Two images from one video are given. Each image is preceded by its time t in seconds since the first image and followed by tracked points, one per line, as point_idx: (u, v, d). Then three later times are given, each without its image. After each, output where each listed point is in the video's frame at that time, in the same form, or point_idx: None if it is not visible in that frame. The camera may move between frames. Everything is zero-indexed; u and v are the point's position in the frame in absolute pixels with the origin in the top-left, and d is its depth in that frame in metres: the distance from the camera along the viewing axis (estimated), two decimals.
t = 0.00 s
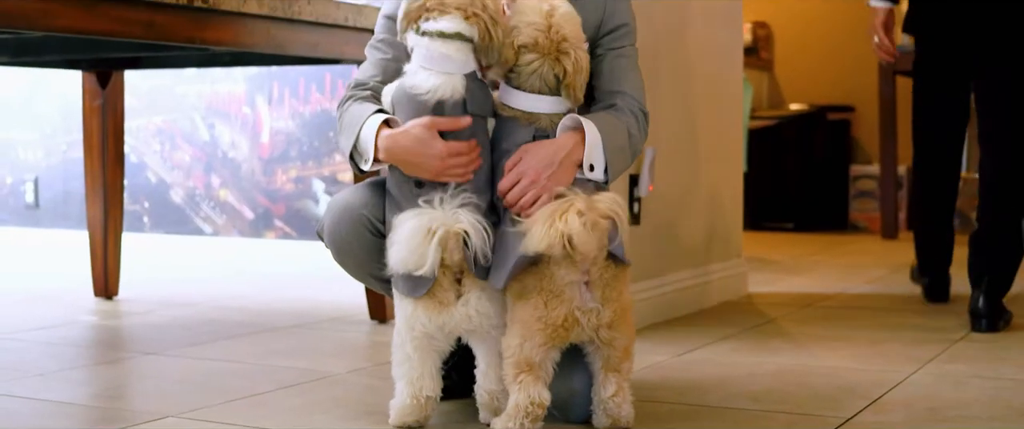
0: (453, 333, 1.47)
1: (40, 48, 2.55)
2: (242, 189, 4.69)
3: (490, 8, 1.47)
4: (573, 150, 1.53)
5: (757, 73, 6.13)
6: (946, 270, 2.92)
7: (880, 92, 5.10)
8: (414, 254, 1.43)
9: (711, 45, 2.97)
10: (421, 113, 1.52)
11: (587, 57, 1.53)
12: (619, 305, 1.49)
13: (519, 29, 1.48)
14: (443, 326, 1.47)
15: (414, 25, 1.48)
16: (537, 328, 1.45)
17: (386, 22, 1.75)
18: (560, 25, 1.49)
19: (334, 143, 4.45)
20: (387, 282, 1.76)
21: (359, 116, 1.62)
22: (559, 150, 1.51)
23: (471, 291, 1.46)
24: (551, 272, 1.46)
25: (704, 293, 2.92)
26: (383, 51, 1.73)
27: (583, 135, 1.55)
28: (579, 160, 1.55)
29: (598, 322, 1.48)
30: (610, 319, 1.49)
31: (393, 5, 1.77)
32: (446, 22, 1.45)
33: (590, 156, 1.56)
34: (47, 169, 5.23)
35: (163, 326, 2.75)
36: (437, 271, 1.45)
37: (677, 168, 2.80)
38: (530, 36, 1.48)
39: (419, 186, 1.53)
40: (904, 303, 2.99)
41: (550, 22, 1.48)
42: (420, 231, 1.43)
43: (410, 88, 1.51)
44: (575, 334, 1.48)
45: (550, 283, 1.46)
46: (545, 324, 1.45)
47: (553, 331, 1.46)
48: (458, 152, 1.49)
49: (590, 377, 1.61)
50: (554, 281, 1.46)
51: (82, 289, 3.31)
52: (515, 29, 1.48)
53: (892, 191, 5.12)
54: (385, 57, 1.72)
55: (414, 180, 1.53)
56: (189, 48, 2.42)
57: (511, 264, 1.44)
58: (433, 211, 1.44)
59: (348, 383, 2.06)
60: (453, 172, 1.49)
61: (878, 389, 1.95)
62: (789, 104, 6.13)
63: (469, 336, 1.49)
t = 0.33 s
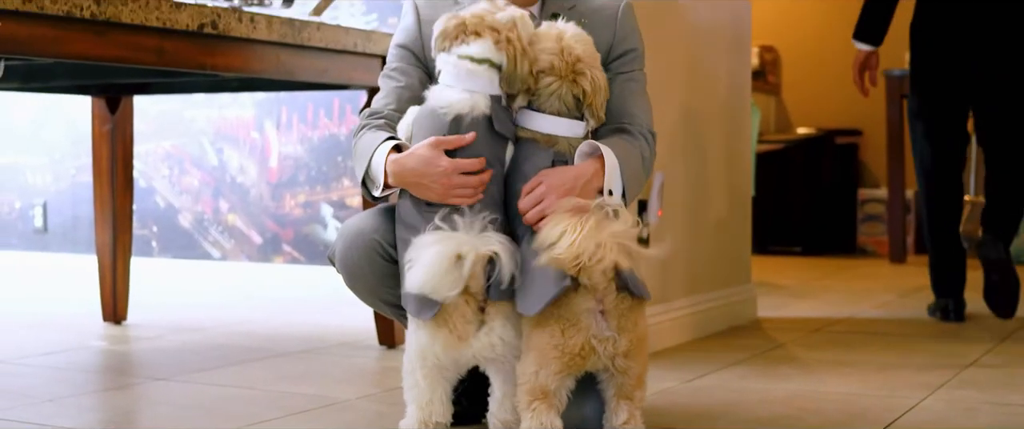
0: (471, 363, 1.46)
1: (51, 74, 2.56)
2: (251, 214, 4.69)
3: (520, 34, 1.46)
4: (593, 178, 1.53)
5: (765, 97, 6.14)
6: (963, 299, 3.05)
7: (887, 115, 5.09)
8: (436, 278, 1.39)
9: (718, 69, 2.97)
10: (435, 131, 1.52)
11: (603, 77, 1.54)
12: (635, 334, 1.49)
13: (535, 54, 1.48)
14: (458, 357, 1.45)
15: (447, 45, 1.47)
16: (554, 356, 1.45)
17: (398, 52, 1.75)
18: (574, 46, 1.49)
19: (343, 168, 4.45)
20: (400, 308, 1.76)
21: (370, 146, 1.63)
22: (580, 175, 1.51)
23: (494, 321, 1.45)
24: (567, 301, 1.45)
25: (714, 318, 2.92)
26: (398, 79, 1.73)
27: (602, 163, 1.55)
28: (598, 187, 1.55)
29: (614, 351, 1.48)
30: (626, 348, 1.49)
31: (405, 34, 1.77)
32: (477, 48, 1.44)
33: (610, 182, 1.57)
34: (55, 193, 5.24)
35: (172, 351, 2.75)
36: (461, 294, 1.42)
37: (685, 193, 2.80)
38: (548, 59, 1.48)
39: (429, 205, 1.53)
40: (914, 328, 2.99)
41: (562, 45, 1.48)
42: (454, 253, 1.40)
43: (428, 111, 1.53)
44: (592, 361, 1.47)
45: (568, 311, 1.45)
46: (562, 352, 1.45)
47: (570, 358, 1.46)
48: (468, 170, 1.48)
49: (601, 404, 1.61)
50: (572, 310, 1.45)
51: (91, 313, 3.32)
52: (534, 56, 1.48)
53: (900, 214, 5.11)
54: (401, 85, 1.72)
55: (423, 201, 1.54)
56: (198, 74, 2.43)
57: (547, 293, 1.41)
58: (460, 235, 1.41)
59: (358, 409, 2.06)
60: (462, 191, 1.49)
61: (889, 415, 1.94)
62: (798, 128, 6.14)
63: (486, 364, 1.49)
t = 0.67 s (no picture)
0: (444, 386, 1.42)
1: (69, 94, 2.57)
2: (268, 232, 4.70)
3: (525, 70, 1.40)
4: (609, 184, 1.52)
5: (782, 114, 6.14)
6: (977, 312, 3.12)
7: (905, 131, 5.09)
8: (394, 298, 1.37)
9: (734, 86, 2.97)
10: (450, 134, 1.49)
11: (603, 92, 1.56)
12: (651, 352, 1.48)
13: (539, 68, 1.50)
14: (434, 378, 1.42)
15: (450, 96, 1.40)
16: (570, 373, 1.45)
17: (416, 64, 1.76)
18: (574, 61, 1.52)
19: (359, 186, 4.46)
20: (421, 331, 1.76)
21: (383, 148, 1.62)
22: (596, 180, 1.51)
23: (460, 348, 1.40)
24: (586, 321, 1.44)
25: (729, 337, 2.92)
26: (417, 84, 1.73)
27: (616, 168, 1.55)
28: (612, 193, 1.54)
29: (630, 368, 1.47)
30: (641, 365, 1.47)
31: (424, 47, 1.78)
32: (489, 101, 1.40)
33: (624, 189, 1.55)
34: (73, 211, 5.26)
35: (190, 369, 2.75)
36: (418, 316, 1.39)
37: (701, 211, 2.79)
38: (548, 72, 1.49)
39: (435, 217, 1.48)
40: (931, 346, 2.98)
41: (562, 61, 1.51)
42: (408, 276, 1.36)
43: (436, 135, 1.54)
44: (608, 379, 1.46)
45: (584, 328, 1.44)
46: (578, 369, 1.45)
47: (587, 375, 1.45)
48: (483, 179, 1.45)
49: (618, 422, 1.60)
50: (588, 327, 1.44)
51: (109, 331, 3.33)
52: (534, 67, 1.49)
53: (917, 231, 5.10)
54: (421, 90, 1.72)
55: (430, 209, 1.49)
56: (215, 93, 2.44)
57: (569, 313, 1.43)
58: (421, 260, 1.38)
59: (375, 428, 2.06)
60: (471, 200, 1.45)
61: None
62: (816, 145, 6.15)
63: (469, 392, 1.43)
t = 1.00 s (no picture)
0: (469, 409, 1.41)
1: (85, 109, 2.57)
2: (282, 246, 4.71)
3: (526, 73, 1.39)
4: (621, 204, 1.53)
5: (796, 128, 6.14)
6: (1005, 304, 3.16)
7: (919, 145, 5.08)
8: (427, 312, 1.36)
9: (747, 101, 2.96)
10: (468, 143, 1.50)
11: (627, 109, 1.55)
12: (657, 369, 1.48)
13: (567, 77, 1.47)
14: (460, 402, 1.42)
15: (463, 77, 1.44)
16: (578, 391, 1.44)
17: (432, 82, 1.77)
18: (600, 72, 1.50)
19: (374, 200, 4.47)
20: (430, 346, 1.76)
21: (401, 162, 1.64)
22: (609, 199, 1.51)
23: (491, 367, 1.40)
24: (590, 342, 1.44)
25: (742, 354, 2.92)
26: (434, 104, 1.74)
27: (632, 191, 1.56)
28: (627, 215, 1.54)
29: (637, 386, 1.47)
30: (648, 382, 1.47)
31: (438, 67, 1.78)
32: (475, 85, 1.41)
33: (639, 211, 1.56)
34: (89, 225, 5.27)
35: (204, 384, 2.76)
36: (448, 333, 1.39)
37: (713, 225, 2.79)
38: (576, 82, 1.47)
39: (451, 231, 1.48)
40: (947, 362, 2.98)
41: (592, 73, 1.49)
42: (444, 290, 1.37)
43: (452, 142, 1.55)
44: (615, 397, 1.46)
45: (590, 347, 1.44)
46: (585, 387, 1.44)
47: (594, 393, 1.45)
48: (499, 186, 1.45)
49: None
50: (594, 346, 1.44)
51: (123, 345, 3.33)
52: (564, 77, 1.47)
53: (932, 246, 5.09)
54: (438, 109, 1.73)
55: (447, 223, 1.50)
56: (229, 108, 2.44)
57: (569, 338, 1.42)
58: (456, 276, 1.39)
59: None
60: (486, 209, 1.44)
61: None
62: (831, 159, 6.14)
63: (491, 414, 1.43)
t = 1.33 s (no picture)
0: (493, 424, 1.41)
1: (96, 122, 2.58)
2: (293, 258, 4.72)
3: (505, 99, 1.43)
4: (626, 213, 1.53)
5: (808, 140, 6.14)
6: None
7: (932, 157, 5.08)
8: (447, 329, 1.37)
9: (757, 113, 2.96)
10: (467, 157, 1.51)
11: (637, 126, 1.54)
12: (671, 383, 1.48)
13: (572, 94, 1.48)
14: (485, 418, 1.41)
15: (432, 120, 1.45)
16: (591, 407, 1.43)
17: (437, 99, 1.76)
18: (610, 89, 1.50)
19: (384, 212, 4.47)
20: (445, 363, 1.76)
21: (406, 184, 1.65)
22: (614, 204, 1.51)
23: (514, 383, 1.39)
24: (602, 357, 1.43)
25: (753, 366, 2.91)
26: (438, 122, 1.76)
27: (638, 201, 1.56)
28: (632, 225, 1.55)
29: (649, 401, 1.46)
30: (661, 397, 1.47)
31: (444, 83, 1.78)
32: (461, 119, 1.43)
33: (646, 221, 1.55)
34: (101, 237, 5.29)
35: (215, 396, 2.76)
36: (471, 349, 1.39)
37: (724, 238, 2.79)
38: (584, 96, 1.47)
39: (468, 247, 1.49)
40: (959, 374, 2.97)
41: (603, 87, 1.49)
42: (463, 306, 1.37)
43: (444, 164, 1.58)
44: (627, 413, 1.46)
45: (603, 363, 1.44)
46: (598, 403, 1.43)
47: (607, 409, 1.44)
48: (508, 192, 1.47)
49: None
50: (606, 362, 1.44)
51: (135, 357, 3.34)
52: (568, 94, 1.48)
53: (945, 258, 5.08)
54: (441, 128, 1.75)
55: (465, 238, 1.51)
56: (240, 122, 2.45)
57: (585, 352, 1.42)
58: (476, 291, 1.39)
59: None
60: (503, 212, 1.46)
61: None
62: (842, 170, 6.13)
63: None
